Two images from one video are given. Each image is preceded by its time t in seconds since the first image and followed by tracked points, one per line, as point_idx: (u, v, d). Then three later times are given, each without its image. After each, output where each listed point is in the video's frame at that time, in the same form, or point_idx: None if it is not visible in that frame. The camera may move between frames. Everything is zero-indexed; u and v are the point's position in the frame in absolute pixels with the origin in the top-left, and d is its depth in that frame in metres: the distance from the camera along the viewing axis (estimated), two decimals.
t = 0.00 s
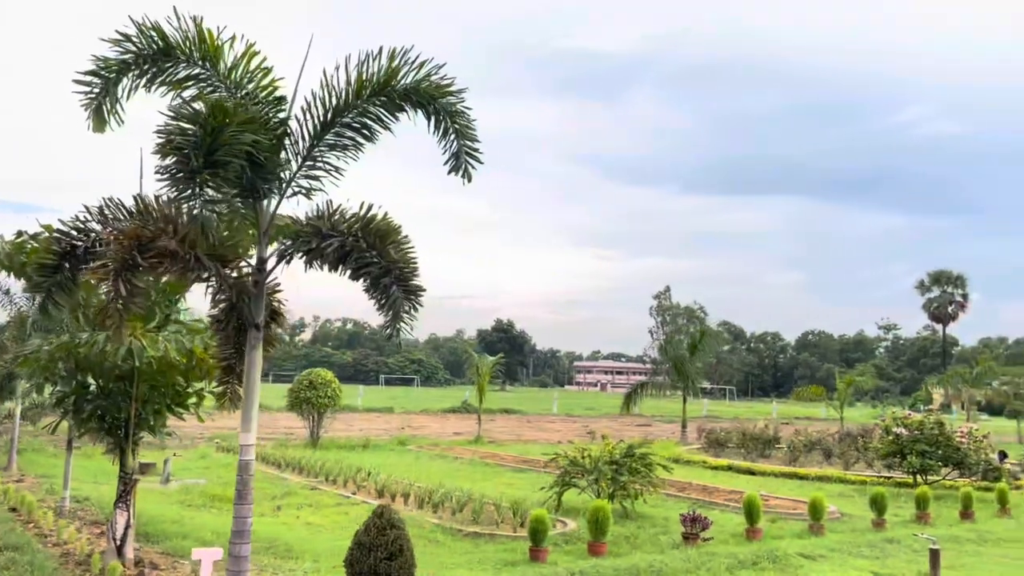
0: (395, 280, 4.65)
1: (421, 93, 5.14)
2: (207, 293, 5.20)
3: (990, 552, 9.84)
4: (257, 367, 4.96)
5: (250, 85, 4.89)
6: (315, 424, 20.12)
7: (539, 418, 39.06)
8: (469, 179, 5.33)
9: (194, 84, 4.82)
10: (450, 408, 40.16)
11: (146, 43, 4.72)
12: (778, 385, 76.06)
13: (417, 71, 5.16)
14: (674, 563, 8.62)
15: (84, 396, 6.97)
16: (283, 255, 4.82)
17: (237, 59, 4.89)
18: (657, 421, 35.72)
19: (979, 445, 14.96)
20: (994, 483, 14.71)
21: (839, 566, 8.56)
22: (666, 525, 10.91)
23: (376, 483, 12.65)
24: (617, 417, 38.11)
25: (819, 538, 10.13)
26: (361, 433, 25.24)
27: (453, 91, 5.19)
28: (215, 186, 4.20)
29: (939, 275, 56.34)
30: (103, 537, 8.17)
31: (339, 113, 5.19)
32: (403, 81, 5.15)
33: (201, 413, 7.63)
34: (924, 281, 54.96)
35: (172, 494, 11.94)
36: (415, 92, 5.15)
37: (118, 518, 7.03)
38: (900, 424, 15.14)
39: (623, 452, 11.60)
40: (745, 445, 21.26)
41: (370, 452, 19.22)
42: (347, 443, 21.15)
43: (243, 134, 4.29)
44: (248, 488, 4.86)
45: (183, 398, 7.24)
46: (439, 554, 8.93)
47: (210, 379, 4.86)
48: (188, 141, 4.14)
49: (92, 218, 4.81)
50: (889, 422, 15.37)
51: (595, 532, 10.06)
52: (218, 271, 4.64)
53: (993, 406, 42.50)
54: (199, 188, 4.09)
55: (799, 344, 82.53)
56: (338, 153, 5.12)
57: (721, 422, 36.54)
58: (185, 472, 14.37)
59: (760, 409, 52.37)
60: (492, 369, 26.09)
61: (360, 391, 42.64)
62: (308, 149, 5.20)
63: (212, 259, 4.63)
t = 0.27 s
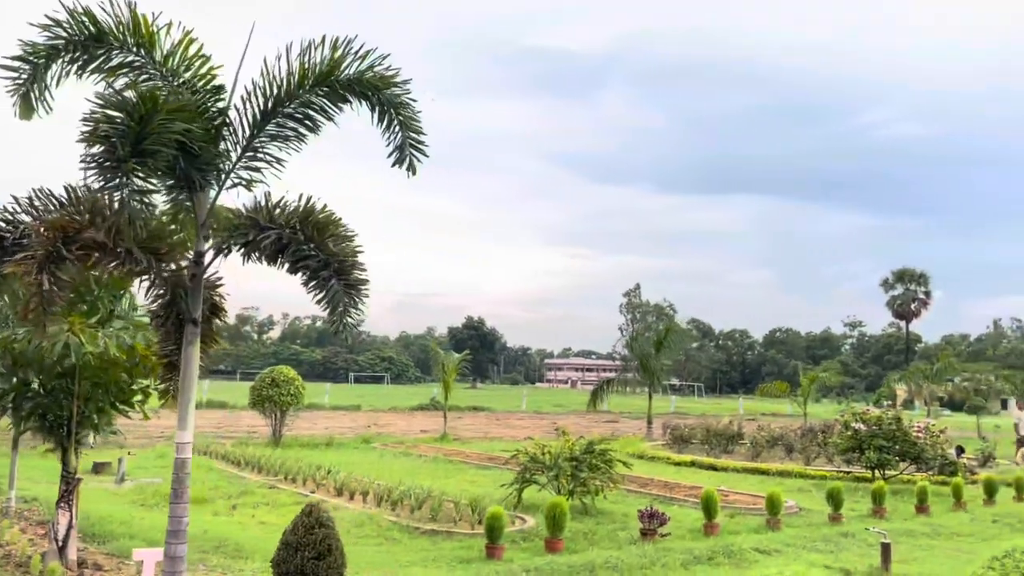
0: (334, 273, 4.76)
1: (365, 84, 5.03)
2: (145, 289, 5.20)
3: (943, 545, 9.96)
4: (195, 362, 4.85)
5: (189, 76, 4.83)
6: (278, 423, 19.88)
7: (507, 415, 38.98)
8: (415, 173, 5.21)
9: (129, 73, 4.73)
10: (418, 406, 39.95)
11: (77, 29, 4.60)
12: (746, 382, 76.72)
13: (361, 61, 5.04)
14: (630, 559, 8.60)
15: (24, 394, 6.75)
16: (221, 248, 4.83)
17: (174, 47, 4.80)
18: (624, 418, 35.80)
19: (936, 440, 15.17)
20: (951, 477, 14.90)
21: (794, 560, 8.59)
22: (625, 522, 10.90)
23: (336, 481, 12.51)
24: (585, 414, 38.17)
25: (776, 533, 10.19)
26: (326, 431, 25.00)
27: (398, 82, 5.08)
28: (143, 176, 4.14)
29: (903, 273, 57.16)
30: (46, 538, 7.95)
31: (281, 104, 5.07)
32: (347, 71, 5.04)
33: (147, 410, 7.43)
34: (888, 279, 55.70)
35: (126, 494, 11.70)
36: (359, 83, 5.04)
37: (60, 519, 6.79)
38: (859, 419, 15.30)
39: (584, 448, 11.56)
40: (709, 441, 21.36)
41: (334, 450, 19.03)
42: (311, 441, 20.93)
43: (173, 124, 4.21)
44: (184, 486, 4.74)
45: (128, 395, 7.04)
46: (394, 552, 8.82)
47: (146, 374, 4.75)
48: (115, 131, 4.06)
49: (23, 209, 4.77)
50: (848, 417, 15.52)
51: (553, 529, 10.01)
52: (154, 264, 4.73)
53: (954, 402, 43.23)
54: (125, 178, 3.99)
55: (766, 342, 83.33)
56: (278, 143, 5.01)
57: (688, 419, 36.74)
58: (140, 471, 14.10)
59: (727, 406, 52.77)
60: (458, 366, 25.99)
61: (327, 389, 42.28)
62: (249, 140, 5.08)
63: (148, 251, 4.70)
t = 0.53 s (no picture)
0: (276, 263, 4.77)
1: (311, 69, 4.90)
2: (86, 277, 5.20)
3: (901, 535, 10.04)
4: (135, 354, 4.75)
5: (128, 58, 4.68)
6: (243, 417, 19.64)
7: (478, 408, 38.89)
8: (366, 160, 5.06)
9: (66, 55, 4.60)
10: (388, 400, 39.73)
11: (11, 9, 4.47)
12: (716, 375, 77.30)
13: (308, 46, 4.92)
14: (591, 551, 8.57)
15: None
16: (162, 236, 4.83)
17: (113, 28, 4.66)
18: (594, 411, 35.88)
19: (897, 431, 15.33)
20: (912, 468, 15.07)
21: (754, 551, 8.61)
22: (588, 514, 10.88)
23: (298, 475, 12.35)
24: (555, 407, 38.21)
25: (737, 524, 10.22)
26: (292, 425, 24.76)
27: (347, 68, 4.96)
28: (74, 161, 4.04)
29: (871, 266, 57.83)
30: None
31: (226, 89, 4.94)
32: (294, 56, 4.91)
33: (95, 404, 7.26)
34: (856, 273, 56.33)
35: (81, 489, 11.46)
36: (306, 68, 4.91)
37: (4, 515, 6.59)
38: (823, 411, 15.42)
39: (548, 441, 11.52)
40: (676, 434, 21.44)
41: (299, 444, 18.84)
42: (277, 435, 20.71)
43: (107, 107, 4.12)
44: (123, 484, 4.64)
45: (75, 388, 6.86)
46: (353, 546, 8.71)
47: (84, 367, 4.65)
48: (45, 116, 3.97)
49: None
50: (812, 409, 15.64)
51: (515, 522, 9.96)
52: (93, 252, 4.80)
53: (919, 394, 43.85)
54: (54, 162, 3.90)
55: (736, 335, 84.00)
56: (223, 129, 4.89)
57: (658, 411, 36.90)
58: (98, 466, 13.83)
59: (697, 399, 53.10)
60: (427, 359, 25.86)
61: (297, 382, 41.91)
62: (193, 125, 4.94)
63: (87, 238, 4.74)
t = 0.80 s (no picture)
0: (224, 241, 4.75)
1: (263, 43, 4.76)
2: (31, 258, 5.12)
3: (866, 521, 10.10)
4: (79, 335, 4.61)
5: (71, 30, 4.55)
6: (211, 406, 19.39)
7: (452, 398, 38.78)
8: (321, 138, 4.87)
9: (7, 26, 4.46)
10: (362, 389, 39.50)
11: None
12: (690, 364, 77.75)
13: (260, 20, 4.77)
14: (557, 539, 8.52)
15: None
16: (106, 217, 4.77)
17: None
18: (568, 399, 35.89)
19: (865, 419, 15.42)
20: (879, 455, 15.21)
21: (719, 538, 8.61)
22: (556, 502, 10.83)
23: (263, 465, 12.19)
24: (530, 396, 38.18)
25: (705, 512, 10.22)
26: (263, 414, 24.53)
27: (300, 42, 4.83)
28: (6, 134, 3.91)
29: (842, 257, 58.33)
30: None
31: (175, 64, 4.78)
32: (245, 30, 4.76)
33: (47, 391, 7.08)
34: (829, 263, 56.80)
35: (40, 480, 11.22)
36: (257, 43, 4.77)
37: None
38: (791, 399, 15.50)
39: (516, 429, 11.45)
40: (648, 422, 21.48)
41: (268, 433, 18.64)
42: (246, 425, 20.48)
43: (44, 80, 4.02)
44: (67, 471, 4.52)
45: (26, 375, 6.67)
46: (317, 535, 8.60)
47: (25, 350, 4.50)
48: None
49: None
50: (781, 397, 15.71)
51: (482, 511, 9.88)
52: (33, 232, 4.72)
53: (888, 382, 44.41)
54: None
55: (711, 324, 84.52)
56: (170, 104, 4.74)
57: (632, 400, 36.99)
58: (59, 456, 13.57)
59: (672, 388, 53.37)
60: (399, 349, 25.72)
61: (269, 371, 41.55)
62: (140, 100, 4.78)
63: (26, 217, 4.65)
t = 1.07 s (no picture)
0: (173, 221, 4.63)
1: (215, 14, 4.59)
2: None
3: (838, 507, 10.10)
4: (24, 320, 4.41)
5: None
6: (180, 393, 19.11)
7: (428, 385, 38.61)
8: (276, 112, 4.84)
9: None
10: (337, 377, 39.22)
11: None
12: (667, 351, 78.08)
13: None
14: (529, 526, 8.42)
15: None
16: (51, 195, 4.55)
17: None
18: (544, 386, 35.86)
19: (838, 405, 15.46)
20: (852, 440, 15.27)
21: (692, 524, 8.56)
22: (528, 489, 10.74)
23: (232, 452, 11.99)
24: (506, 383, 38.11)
25: (678, 498, 10.17)
26: (235, 401, 24.24)
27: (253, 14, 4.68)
28: None
29: (818, 244, 58.70)
30: None
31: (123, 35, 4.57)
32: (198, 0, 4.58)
33: None
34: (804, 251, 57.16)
35: None
36: (210, 14, 4.60)
37: None
38: (765, 385, 15.51)
39: (488, 415, 11.33)
40: (623, 409, 21.47)
41: (240, 420, 18.40)
42: (217, 412, 20.21)
43: None
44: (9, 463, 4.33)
45: None
46: (284, 524, 8.44)
47: None
48: None
49: None
50: (755, 383, 15.72)
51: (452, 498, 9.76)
52: None
53: (862, 369, 44.81)
54: None
55: (688, 311, 84.92)
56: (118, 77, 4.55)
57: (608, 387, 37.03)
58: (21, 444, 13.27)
59: (648, 375, 53.57)
60: (374, 335, 25.52)
61: (243, 357, 41.16)
62: (86, 73, 4.58)
63: None
